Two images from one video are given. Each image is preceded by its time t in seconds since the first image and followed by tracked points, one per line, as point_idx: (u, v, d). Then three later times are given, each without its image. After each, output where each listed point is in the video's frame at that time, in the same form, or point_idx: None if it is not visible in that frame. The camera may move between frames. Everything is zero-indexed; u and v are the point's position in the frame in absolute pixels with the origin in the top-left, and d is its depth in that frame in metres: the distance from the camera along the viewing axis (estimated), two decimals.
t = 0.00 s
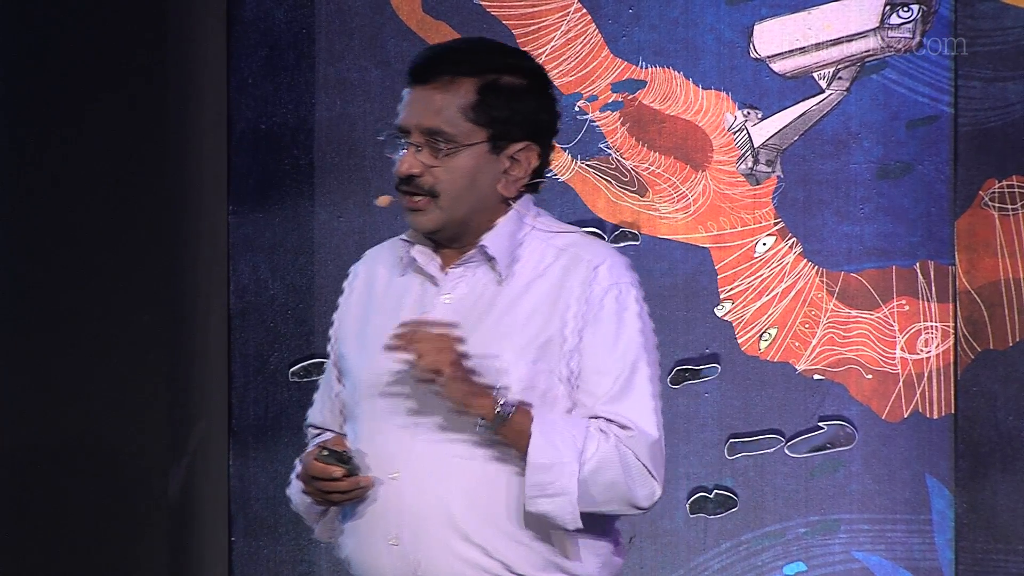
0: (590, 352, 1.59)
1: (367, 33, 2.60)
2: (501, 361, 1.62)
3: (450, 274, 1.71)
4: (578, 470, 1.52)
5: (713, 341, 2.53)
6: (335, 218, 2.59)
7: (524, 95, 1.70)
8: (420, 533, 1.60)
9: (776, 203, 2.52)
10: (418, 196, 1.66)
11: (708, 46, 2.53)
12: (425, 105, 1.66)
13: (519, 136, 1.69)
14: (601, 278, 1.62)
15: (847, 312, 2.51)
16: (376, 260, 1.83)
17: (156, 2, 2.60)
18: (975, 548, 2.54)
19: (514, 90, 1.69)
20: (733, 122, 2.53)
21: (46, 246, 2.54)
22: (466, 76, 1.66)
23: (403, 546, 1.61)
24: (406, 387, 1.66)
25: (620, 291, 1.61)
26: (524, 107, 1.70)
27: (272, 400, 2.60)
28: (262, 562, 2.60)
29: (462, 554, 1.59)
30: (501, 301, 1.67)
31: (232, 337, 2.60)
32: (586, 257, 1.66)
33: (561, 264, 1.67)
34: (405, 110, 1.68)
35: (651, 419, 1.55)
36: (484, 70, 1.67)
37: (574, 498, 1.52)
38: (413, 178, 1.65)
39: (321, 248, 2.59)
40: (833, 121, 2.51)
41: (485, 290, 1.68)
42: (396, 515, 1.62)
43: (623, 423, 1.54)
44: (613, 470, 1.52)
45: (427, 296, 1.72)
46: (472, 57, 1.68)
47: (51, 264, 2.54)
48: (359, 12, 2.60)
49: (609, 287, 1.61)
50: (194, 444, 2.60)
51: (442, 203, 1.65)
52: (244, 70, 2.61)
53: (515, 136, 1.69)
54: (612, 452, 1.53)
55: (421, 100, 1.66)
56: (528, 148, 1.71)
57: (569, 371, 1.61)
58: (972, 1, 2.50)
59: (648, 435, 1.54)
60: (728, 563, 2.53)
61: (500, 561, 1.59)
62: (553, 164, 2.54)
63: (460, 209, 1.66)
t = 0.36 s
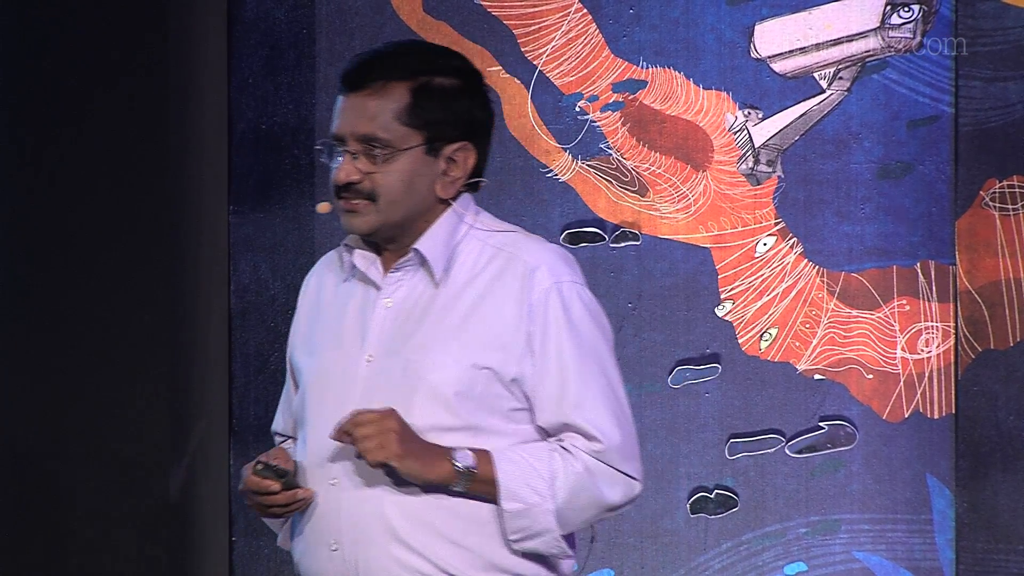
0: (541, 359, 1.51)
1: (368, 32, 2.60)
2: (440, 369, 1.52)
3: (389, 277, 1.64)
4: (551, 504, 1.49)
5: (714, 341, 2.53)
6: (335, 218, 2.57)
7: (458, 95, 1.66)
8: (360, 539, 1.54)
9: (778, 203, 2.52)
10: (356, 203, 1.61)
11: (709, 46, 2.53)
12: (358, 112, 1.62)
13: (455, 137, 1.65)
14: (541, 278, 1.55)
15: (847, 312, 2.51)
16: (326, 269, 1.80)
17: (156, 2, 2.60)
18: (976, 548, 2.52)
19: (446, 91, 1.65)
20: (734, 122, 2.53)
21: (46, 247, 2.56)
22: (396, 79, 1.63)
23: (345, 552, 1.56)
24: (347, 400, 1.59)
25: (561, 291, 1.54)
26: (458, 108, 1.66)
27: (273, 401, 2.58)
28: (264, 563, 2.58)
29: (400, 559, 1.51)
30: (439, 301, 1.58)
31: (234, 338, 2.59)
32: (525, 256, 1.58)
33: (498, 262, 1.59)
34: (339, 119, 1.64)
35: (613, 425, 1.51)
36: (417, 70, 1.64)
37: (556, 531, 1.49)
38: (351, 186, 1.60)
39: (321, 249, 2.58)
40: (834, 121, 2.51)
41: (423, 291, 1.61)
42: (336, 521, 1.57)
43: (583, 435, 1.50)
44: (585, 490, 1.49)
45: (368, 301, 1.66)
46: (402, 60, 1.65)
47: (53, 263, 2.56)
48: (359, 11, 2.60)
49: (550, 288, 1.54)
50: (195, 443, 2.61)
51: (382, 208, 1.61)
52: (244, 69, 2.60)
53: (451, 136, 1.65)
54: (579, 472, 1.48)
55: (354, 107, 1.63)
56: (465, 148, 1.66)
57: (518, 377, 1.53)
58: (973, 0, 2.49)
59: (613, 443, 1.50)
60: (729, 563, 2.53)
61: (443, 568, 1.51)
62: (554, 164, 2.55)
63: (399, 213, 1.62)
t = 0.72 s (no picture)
0: (512, 354, 1.54)
1: (370, 34, 2.60)
2: (414, 365, 1.55)
3: (371, 278, 1.68)
4: (510, 495, 1.48)
5: (714, 342, 2.53)
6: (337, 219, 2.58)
7: (435, 91, 1.71)
8: (340, 537, 1.55)
9: (779, 205, 2.53)
10: (335, 203, 1.65)
11: (710, 47, 2.54)
12: (336, 112, 1.66)
13: (432, 133, 1.69)
14: (512, 273, 1.57)
15: (847, 313, 2.51)
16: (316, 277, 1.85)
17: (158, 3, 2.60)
18: (978, 549, 2.49)
19: (423, 88, 1.70)
20: (735, 123, 2.53)
21: (49, 245, 2.45)
22: (372, 78, 1.67)
23: (327, 553, 1.57)
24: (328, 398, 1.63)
25: (533, 284, 1.56)
26: (436, 105, 1.70)
27: (272, 400, 2.62)
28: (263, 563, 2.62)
29: (379, 557, 1.52)
30: (417, 299, 1.62)
31: (234, 338, 2.62)
32: (499, 252, 1.61)
33: (473, 260, 1.62)
34: (317, 119, 1.68)
35: (581, 415, 1.50)
36: (390, 70, 1.68)
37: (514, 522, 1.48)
38: (330, 186, 1.64)
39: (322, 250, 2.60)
40: (834, 122, 2.51)
41: (403, 290, 1.64)
42: (317, 521, 1.58)
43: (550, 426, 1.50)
44: (544, 483, 1.48)
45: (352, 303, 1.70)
46: (378, 59, 1.69)
47: (55, 266, 2.45)
48: (361, 12, 2.60)
49: (521, 281, 1.56)
50: (196, 444, 2.64)
51: (361, 207, 1.64)
52: (246, 71, 2.62)
53: (429, 133, 1.69)
54: (543, 463, 1.47)
55: (332, 107, 1.67)
56: (443, 144, 1.70)
57: (491, 373, 1.56)
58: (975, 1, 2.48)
59: (580, 435, 1.48)
60: (729, 564, 2.53)
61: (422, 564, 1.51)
62: (554, 165, 2.56)
63: (379, 211, 1.65)
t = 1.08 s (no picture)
0: (527, 351, 1.52)
1: (371, 34, 2.61)
2: (433, 362, 1.56)
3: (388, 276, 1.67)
4: (518, 473, 1.46)
5: (716, 342, 2.53)
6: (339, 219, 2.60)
7: (455, 91, 1.71)
8: (358, 533, 1.55)
9: (780, 204, 2.53)
10: (356, 201, 1.65)
11: (711, 47, 2.54)
12: (358, 112, 1.67)
13: (454, 133, 1.69)
14: (531, 271, 1.56)
15: (849, 313, 2.51)
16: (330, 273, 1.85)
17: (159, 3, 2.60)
18: (978, 549, 2.50)
19: (443, 87, 1.70)
20: (737, 123, 2.53)
21: (48, 245, 2.45)
22: (393, 78, 1.68)
23: (345, 547, 1.57)
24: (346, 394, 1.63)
25: (551, 283, 1.55)
26: (456, 104, 1.70)
27: (274, 400, 2.64)
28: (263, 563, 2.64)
29: (398, 551, 1.52)
30: (436, 296, 1.61)
31: (234, 339, 2.64)
32: (518, 249, 1.60)
33: (492, 258, 1.62)
34: (339, 120, 1.68)
35: (593, 413, 1.49)
36: (412, 68, 1.69)
37: (517, 497, 1.46)
38: (351, 184, 1.64)
39: (323, 250, 2.61)
40: (836, 122, 2.51)
41: (420, 287, 1.64)
42: (336, 517, 1.58)
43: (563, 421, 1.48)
44: (554, 472, 1.46)
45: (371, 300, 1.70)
46: (400, 59, 1.69)
47: (51, 267, 2.45)
48: (362, 13, 2.61)
49: (540, 279, 1.55)
50: (196, 445, 2.65)
51: (382, 206, 1.64)
52: (247, 71, 2.63)
53: (450, 132, 1.69)
54: (555, 450, 1.47)
55: (354, 107, 1.68)
56: (465, 144, 1.71)
57: (508, 370, 1.55)
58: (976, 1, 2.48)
59: (592, 432, 1.48)
60: (731, 564, 2.53)
61: (440, 559, 1.51)
62: (556, 165, 2.56)
63: (400, 210, 1.65)
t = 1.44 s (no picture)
0: (564, 348, 1.53)
1: (372, 34, 2.61)
2: (468, 356, 1.56)
3: (421, 273, 1.66)
4: (547, 459, 1.45)
5: (717, 342, 2.53)
6: (339, 219, 2.60)
7: (488, 92, 1.69)
8: (399, 531, 1.54)
9: (781, 205, 2.53)
10: (386, 197, 1.64)
11: (712, 47, 2.54)
12: (389, 107, 1.64)
13: (485, 132, 1.68)
14: (568, 268, 1.57)
15: (850, 313, 2.51)
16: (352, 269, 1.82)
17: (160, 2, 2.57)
18: (979, 550, 2.51)
19: (477, 87, 1.68)
20: (738, 123, 2.53)
21: (48, 246, 2.46)
22: (427, 75, 1.65)
23: (386, 546, 1.55)
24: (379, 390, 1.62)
25: (588, 280, 1.56)
26: (489, 105, 1.69)
27: (275, 400, 2.65)
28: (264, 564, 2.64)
29: (440, 549, 1.51)
30: (473, 293, 1.61)
31: (236, 339, 2.65)
32: (556, 247, 1.61)
33: (529, 255, 1.62)
34: (370, 115, 1.66)
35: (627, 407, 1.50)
36: (446, 66, 1.67)
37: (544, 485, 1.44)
38: (381, 180, 1.62)
39: (324, 250, 2.61)
40: (837, 122, 2.51)
41: (455, 284, 1.64)
42: (376, 516, 1.56)
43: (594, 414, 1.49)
44: (582, 462, 1.46)
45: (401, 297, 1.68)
46: (434, 56, 1.67)
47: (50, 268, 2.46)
48: (363, 13, 2.61)
49: (578, 277, 1.56)
50: (197, 444, 2.63)
51: (412, 203, 1.63)
52: (248, 71, 2.64)
53: (481, 133, 1.67)
54: (584, 440, 1.46)
55: (386, 102, 1.65)
56: (495, 145, 1.69)
57: (542, 363, 1.56)
58: (976, 2, 2.48)
59: (627, 426, 1.49)
60: (732, 564, 2.53)
61: (483, 556, 1.51)
62: (557, 165, 2.55)
63: (430, 207, 1.64)
